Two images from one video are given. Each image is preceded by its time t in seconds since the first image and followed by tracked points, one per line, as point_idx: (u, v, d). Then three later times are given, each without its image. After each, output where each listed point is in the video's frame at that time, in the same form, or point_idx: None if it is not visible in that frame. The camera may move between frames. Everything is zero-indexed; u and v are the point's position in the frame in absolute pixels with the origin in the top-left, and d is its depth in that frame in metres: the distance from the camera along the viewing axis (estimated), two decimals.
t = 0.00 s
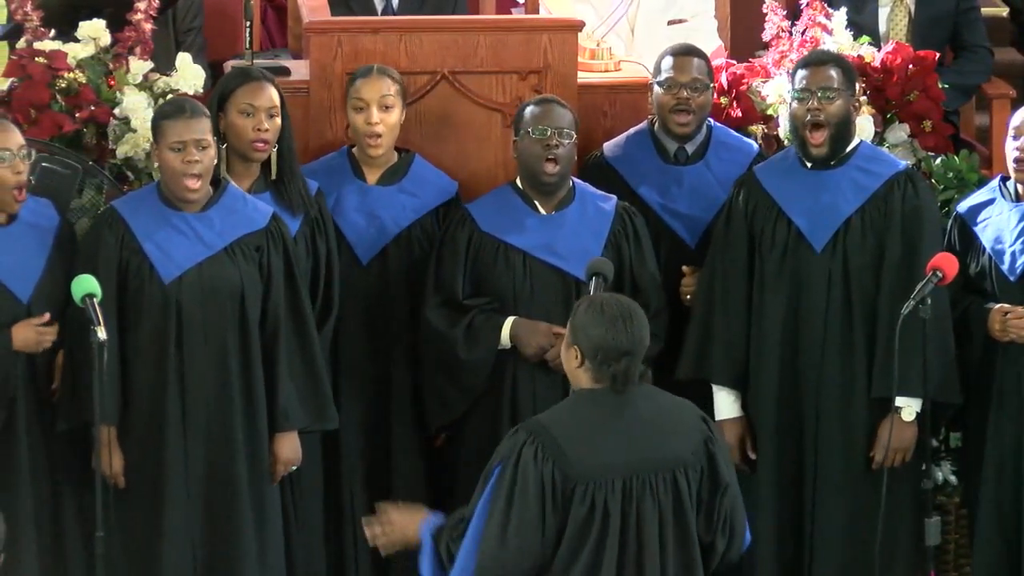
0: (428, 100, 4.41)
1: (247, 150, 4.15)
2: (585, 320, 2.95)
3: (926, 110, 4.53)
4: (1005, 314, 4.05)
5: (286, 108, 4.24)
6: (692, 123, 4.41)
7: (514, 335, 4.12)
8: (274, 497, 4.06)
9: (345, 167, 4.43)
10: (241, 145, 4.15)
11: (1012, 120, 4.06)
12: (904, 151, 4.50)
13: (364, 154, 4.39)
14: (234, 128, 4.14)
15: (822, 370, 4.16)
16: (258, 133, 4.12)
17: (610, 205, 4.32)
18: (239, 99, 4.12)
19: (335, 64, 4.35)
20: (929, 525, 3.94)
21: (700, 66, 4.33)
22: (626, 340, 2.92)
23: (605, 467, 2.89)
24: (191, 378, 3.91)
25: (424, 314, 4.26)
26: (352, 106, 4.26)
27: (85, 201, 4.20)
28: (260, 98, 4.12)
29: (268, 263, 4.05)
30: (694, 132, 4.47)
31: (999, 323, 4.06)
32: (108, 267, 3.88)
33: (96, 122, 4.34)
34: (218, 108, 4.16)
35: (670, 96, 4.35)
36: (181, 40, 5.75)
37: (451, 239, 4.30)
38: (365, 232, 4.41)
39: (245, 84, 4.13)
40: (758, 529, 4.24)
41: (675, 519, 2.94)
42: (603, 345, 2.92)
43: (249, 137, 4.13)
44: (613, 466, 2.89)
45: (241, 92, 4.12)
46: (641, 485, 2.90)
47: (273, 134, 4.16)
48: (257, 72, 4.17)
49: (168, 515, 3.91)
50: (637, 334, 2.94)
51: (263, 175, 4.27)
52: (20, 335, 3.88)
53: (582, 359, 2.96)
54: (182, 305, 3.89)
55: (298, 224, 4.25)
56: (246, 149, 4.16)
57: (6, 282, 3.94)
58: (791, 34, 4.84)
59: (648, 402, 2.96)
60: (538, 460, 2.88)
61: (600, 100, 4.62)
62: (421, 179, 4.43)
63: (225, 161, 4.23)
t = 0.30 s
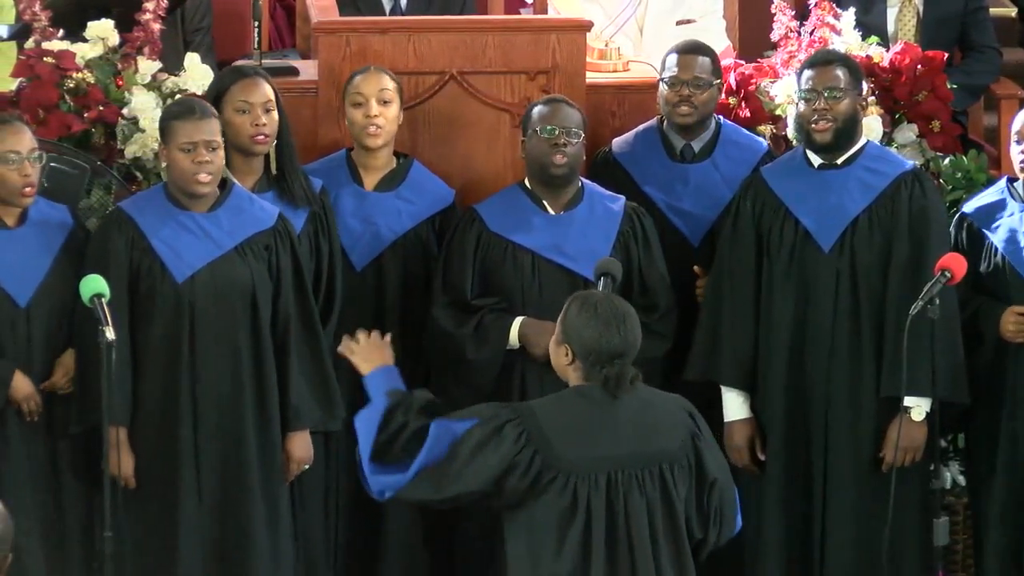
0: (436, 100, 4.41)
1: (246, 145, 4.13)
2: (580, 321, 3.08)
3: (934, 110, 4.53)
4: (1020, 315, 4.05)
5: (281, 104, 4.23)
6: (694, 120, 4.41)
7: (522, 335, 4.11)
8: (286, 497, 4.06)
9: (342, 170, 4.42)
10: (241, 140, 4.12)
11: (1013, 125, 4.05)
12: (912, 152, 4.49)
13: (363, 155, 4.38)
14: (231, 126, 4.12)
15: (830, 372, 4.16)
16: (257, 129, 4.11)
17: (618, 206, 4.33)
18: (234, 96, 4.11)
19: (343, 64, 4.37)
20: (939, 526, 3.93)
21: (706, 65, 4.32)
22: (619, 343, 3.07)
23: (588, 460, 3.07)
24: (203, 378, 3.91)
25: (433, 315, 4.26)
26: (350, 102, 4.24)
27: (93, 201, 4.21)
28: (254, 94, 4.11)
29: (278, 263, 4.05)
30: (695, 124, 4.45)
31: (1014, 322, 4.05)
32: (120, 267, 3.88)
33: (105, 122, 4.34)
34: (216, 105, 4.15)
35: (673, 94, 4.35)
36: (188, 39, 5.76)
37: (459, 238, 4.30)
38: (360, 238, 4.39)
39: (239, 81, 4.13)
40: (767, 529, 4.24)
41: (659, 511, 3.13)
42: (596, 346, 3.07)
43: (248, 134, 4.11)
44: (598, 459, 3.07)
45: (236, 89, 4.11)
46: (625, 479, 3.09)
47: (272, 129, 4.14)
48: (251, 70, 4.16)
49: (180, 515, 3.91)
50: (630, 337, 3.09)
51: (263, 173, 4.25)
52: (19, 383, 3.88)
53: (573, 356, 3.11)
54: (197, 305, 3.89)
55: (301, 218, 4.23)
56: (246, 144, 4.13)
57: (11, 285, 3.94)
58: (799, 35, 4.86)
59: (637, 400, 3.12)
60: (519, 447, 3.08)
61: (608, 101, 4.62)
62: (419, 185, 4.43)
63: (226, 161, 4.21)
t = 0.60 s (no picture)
0: (444, 100, 4.41)
1: (258, 149, 4.13)
2: (583, 321, 3.06)
3: (943, 110, 4.53)
4: None
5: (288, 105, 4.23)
6: (702, 121, 4.41)
7: (530, 335, 4.11)
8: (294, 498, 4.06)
9: (344, 170, 4.43)
10: (252, 146, 4.13)
11: None
12: (921, 152, 4.48)
13: (365, 157, 4.39)
14: (241, 130, 4.12)
15: (840, 372, 4.15)
16: (268, 131, 4.11)
17: (627, 206, 4.33)
18: (242, 101, 4.11)
19: (351, 64, 4.37)
20: (946, 527, 3.93)
21: (714, 63, 4.32)
22: (621, 343, 3.04)
23: (578, 459, 3.04)
24: (213, 378, 3.91)
25: (442, 316, 4.26)
26: (354, 110, 4.24)
27: (102, 200, 4.20)
28: (261, 97, 4.11)
29: (288, 264, 4.05)
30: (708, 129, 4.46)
31: None
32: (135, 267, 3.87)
33: (114, 122, 4.34)
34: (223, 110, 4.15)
35: (681, 91, 4.35)
36: (197, 40, 5.77)
37: (467, 238, 4.31)
38: (360, 237, 4.41)
39: (244, 85, 4.13)
40: (777, 530, 4.24)
41: (651, 517, 3.07)
42: (598, 346, 3.04)
43: (258, 137, 4.11)
44: (588, 459, 3.04)
45: (242, 93, 4.12)
46: (616, 480, 3.04)
47: (282, 130, 4.14)
48: (255, 72, 4.17)
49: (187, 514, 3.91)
50: (633, 339, 3.05)
51: (274, 174, 4.25)
52: (9, 363, 3.89)
53: (576, 356, 3.08)
54: (214, 308, 3.89)
55: (313, 219, 4.24)
56: (257, 149, 4.14)
57: (12, 285, 3.95)
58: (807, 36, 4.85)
59: (636, 402, 3.08)
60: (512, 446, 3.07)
61: (616, 100, 4.63)
62: (419, 188, 4.43)
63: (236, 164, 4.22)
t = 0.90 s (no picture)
0: (454, 101, 4.41)
1: (270, 145, 4.13)
2: (594, 322, 3.03)
3: (952, 110, 4.53)
4: None
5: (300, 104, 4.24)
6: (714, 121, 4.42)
7: (540, 335, 4.12)
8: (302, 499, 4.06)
9: (355, 168, 4.43)
10: (264, 141, 4.13)
11: None
12: (929, 152, 4.49)
13: (377, 154, 4.39)
14: (252, 128, 4.12)
15: (850, 372, 4.15)
16: (279, 129, 4.11)
17: (636, 206, 4.33)
18: (253, 98, 4.11)
19: (360, 63, 4.37)
20: (955, 528, 3.93)
21: (726, 63, 4.33)
22: (632, 344, 3.01)
23: (577, 463, 3.01)
24: (223, 379, 3.90)
25: (451, 317, 4.26)
26: (365, 105, 4.23)
27: (111, 200, 4.19)
28: (273, 94, 4.11)
29: (298, 264, 4.06)
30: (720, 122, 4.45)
31: None
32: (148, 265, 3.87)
33: (122, 122, 4.34)
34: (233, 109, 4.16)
35: (693, 92, 4.34)
36: (205, 40, 5.77)
37: (476, 238, 4.31)
38: (372, 235, 4.40)
39: (256, 82, 4.13)
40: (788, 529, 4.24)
41: (650, 522, 3.00)
42: (608, 347, 3.01)
43: (268, 134, 4.11)
44: (587, 461, 3.01)
45: (254, 90, 4.11)
46: (615, 484, 3.00)
47: (293, 128, 4.15)
48: (267, 70, 4.16)
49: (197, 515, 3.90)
50: (644, 340, 3.02)
51: (285, 172, 4.26)
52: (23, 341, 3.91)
53: (588, 356, 3.06)
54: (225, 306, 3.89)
55: (323, 218, 4.25)
56: (269, 145, 4.13)
57: (17, 283, 3.94)
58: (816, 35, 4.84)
59: (640, 406, 3.03)
60: (515, 450, 3.06)
61: (626, 101, 4.63)
62: (430, 185, 4.43)
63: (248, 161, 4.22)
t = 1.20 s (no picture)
0: (464, 101, 4.41)
1: (277, 147, 4.12)
2: (606, 320, 3.01)
3: (963, 110, 4.52)
4: None
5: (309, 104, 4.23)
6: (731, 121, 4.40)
7: (550, 335, 4.11)
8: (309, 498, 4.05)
9: (368, 173, 4.44)
10: (269, 144, 4.12)
11: None
12: (939, 152, 4.47)
13: (389, 158, 4.40)
14: (258, 129, 4.11)
15: (861, 372, 4.15)
16: (284, 130, 4.10)
17: (646, 206, 4.33)
18: (259, 99, 4.10)
19: (371, 64, 4.38)
20: (965, 528, 3.93)
21: (738, 64, 4.33)
22: (644, 343, 2.99)
23: (589, 459, 3.01)
24: (232, 378, 3.90)
25: (461, 316, 4.26)
26: (377, 103, 4.23)
27: (121, 200, 4.19)
28: (278, 95, 4.10)
29: (307, 264, 4.05)
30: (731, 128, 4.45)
31: None
32: (152, 266, 3.87)
33: (132, 122, 4.33)
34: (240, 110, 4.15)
35: (710, 95, 4.35)
36: (215, 40, 5.77)
37: (487, 238, 4.31)
38: (387, 241, 4.41)
39: (262, 83, 4.12)
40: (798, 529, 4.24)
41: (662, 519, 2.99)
42: (620, 346, 2.99)
43: (275, 136, 4.11)
44: (598, 458, 3.00)
45: (261, 92, 4.10)
46: (627, 482, 2.99)
47: (298, 129, 4.13)
48: (274, 71, 4.16)
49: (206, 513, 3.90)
50: (656, 338, 3.00)
51: (296, 173, 4.28)
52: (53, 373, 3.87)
53: (600, 355, 3.04)
54: (228, 306, 3.89)
55: (333, 219, 4.26)
56: (276, 147, 4.13)
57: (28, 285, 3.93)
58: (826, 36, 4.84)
59: (654, 404, 3.02)
60: (526, 441, 3.07)
61: (636, 101, 4.63)
62: (443, 186, 4.43)
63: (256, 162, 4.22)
